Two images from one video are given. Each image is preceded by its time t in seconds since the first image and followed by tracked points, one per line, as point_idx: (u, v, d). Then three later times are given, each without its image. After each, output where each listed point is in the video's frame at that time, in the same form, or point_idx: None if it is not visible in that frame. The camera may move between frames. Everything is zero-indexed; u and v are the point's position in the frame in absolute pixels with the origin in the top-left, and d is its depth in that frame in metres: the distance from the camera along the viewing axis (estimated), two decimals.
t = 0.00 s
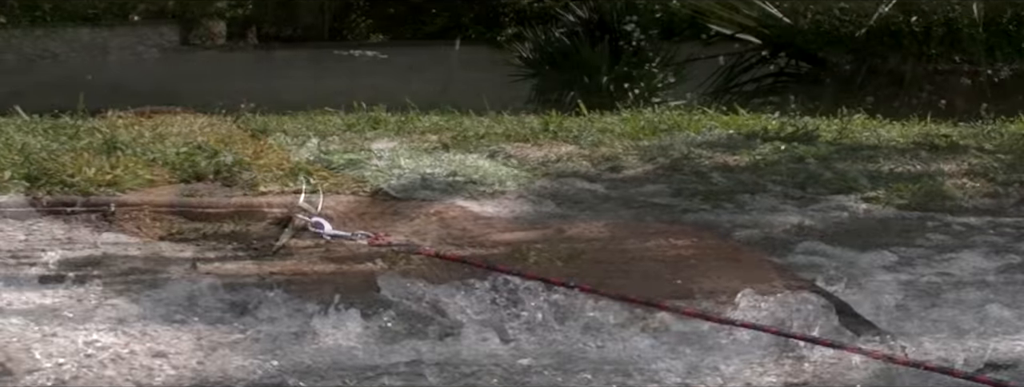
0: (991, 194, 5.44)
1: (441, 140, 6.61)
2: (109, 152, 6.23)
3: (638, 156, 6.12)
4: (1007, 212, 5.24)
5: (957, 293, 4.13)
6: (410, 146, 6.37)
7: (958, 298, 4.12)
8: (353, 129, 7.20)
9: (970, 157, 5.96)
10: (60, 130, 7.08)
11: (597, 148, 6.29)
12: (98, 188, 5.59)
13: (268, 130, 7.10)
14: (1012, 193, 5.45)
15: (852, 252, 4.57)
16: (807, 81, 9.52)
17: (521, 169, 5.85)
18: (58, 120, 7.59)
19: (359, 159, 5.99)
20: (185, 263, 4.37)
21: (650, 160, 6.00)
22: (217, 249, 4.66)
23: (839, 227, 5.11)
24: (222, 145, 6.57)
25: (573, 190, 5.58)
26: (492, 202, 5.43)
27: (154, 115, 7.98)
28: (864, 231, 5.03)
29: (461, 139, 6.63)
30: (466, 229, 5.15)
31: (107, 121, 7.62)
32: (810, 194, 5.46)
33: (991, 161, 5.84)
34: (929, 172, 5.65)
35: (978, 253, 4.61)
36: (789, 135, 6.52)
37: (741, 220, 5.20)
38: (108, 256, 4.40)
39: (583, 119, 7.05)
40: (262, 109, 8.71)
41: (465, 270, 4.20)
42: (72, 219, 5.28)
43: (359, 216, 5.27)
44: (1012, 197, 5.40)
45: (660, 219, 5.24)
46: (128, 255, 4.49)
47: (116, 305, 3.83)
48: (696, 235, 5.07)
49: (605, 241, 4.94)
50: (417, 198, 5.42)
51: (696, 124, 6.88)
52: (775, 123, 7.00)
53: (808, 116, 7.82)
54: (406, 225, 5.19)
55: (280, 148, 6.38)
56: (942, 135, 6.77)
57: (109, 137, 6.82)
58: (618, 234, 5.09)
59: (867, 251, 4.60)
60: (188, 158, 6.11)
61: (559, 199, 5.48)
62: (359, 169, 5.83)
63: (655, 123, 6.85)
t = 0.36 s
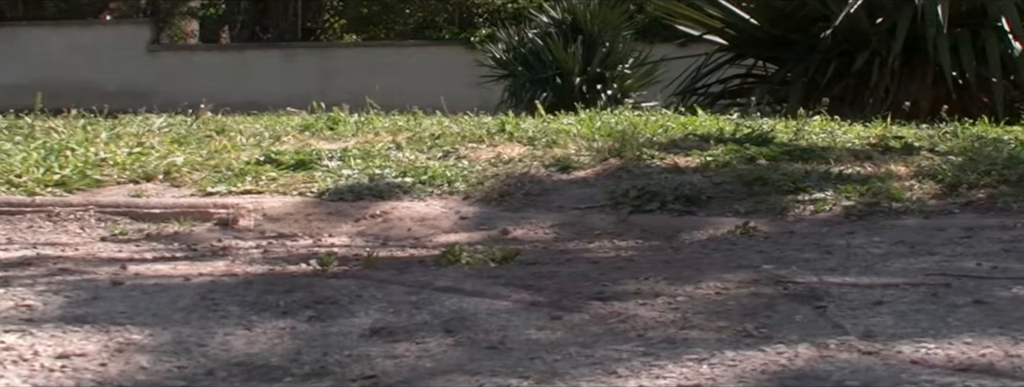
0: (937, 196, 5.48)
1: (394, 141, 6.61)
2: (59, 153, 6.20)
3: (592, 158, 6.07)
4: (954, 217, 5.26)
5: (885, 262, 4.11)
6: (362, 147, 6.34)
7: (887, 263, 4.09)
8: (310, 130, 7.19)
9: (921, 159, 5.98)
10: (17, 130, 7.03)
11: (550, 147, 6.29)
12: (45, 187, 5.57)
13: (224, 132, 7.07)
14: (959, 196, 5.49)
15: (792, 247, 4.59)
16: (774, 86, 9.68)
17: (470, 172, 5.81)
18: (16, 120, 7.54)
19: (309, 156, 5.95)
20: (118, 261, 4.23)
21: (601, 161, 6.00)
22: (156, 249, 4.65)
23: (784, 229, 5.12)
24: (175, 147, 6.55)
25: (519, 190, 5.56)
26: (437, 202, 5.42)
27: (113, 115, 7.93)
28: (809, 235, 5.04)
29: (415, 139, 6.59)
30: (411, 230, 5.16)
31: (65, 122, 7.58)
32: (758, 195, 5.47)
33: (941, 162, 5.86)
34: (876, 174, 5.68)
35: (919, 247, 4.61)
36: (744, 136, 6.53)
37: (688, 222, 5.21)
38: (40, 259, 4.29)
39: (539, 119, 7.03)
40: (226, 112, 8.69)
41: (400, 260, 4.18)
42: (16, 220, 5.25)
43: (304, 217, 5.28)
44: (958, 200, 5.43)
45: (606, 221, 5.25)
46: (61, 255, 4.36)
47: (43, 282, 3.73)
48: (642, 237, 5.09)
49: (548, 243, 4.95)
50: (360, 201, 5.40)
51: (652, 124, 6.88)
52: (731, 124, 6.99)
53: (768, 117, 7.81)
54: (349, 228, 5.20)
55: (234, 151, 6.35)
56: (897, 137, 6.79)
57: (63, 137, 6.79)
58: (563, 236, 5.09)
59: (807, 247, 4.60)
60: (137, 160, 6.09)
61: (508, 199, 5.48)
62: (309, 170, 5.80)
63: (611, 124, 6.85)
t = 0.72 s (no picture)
0: (894, 197, 5.54)
1: (360, 140, 6.61)
2: (20, 152, 6.19)
3: (555, 159, 6.05)
4: (911, 220, 5.30)
5: (832, 264, 4.12)
6: (326, 148, 6.34)
7: (834, 265, 4.10)
8: (278, 130, 7.18)
9: (882, 160, 6.01)
10: None
11: (514, 148, 6.29)
12: (4, 187, 5.56)
13: (191, 132, 7.06)
14: (917, 197, 5.54)
15: (745, 249, 4.61)
16: (748, 88, 9.77)
17: (432, 172, 5.80)
18: None
19: (270, 159, 5.94)
20: (66, 260, 4.23)
21: (564, 161, 6.01)
22: (107, 250, 4.66)
23: (740, 230, 5.14)
24: (140, 147, 6.53)
25: (479, 190, 5.56)
26: (395, 202, 5.42)
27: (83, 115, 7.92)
28: (765, 235, 5.05)
29: (380, 141, 6.60)
30: (368, 230, 5.16)
31: (35, 121, 7.58)
32: (716, 196, 5.49)
33: (902, 163, 5.89)
34: (835, 175, 5.72)
35: (871, 251, 4.64)
36: (708, 137, 6.55)
37: (646, 223, 5.22)
38: None
39: (507, 119, 7.04)
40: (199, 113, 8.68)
41: (348, 261, 4.18)
42: None
43: (262, 217, 5.27)
44: (914, 202, 5.48)
45: (563, 222, 5.26)
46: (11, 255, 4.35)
47: None
48: (599, 238, 5.11)
49: (503, 244, 4.95)
50: (318, 201, 5.39)
51: (619, 125, 6.89)
52: (697, 126, 7.01)
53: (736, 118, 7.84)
54: (307, 228, 5.20)
55: (198, 151, 6.34)
56: (863, 139, 6.79)
57: (28, 137, 6.78)
58: (519, 238, 5.10)
59: (759, 249, 4.62)
60: (100, 160, 6.08)
61: (467, 198, 5.48)
62: (270, 171, 5.80)
63: (577, 124, 6.85)
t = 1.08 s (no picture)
0: (837, 199, 5.57)
1: (311, 140, 6.60)
2: None
3: (503, 160, 6.06)
4: (851, 222, 5.33)
5: (757, 266, 4.13)
6: (277, 147, 6.33)
7: (759, 267, 4.11)
8: (232, 130, 7.13)
9: (829, 162, 6.05)
10: None
11: (463, 148, 6.31)
12: None
13: (144, 131, 7.04)
14: (860, 199, 5.58)
15: (678, 250, 4.62)
16: (711, 88, 9.84)
17: (376, 172, 5.79)
18: None
19: (217, 157, 5.94)
20: None
21: (511, 162, 6.02)
22: (41, 249, 4.65)
23: (679, 232, 5.16)
24: (90, 147, 6.50)
25: (423, 191, 5.55)
26: (338, 202, 5.41)
27: (36, 115, 7.89)
28: (703, 237, 5.08)
29: (331, 141, 6.59)
30: (308, 230, 5.15)
31: None
32: (658, 197, 5.51)
33: (847, 166, 5.92)
34: (778, 176, 5.76)
35: (804, 252, 4.65)
36: (659, 138, 6.57)
37: (587, 224, 5.23)
38: None
39: (459, 118, 7.04)
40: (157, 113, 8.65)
41: (275, 262, 4.18)
42: None
43: (203, 217, 5.26)
44: (855, 204, 5.52)
45: (504, 222, 5.27)
46: None
47: None
48: (538, 239, 5.11)
49: (441, 244, 4.95)
50: (260, 201, 5.38)
51: (571, 126, 6.90)
52: (648, 126, 7.03)
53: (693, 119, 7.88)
54: (247, 228, 5.19)
55: (148, 149, 6.32)
56: (812, 141, 6.90)
57: None
58: (458, 239, 5.10)
59: (692, 251, 4.63)
60: (47, 159, 6.05)
61: (410, 199, 5.48)
62: (214, 170, 5.79)
63: (530, 125, 6.86)
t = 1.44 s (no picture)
0: (789, 200, 5.59)
1: (270, 140, 6.57)
2: None
3: (459, 161, 6.06)
4: (801, 222, 5.35)
5: (696, 267, 4.13)
6: (234, 147, 6.32)
7: (697, 268, 4.11)
8: (193, 130, 7.10)
9: (784, 163, 6.06)
10: None
11: (420, 148, 6.32)
12: None
13: (104, 131, 7.02)
14: (812, 199, 5.58)
15: (623, 252, 4.63)
16: (680, 88, 9.88)
17: (331, 173, 5.79)
18: None
19: (172, 156, 5.93)
20: None
21: (466, 163, 6.02)
22: None
23: (629, 233, 5.17)
24: (47, 147, 6.47)
25: (375, 191, 5.56)
26: (290, 203, 5.41)
27: None
28: (653, 238, 5.09)
29: (289, 141, 6.58)
30: (257, 231, 5.14)
31: None
32: (610, 198, 5.52)
33: (804, 167, 5.93)
34: (731, 177, 5.78)
35: (750, 254, 4.66)
36: (617, 139, 6.59)
37: (537, 225, 5.23)
38: None
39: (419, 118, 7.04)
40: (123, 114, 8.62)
41: (215, 262, 4.17)
42: None
43: (153, 218, 5.25)
44: (807, 205, 5.53)
45: (454, 223, 5.28)
46: None
47: None
48: (487, 241, 5.12)
49: (388, 244, 4.96)
50: (211, 201, 5.38)
51: (531, 127, 6.89)
52: (608, 127, 7.04)
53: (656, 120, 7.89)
54: (197, 228, 5.17)
55: (105, 149, 6.30)
56: (771, 142, 6.92)
57: None
58: (408, 239, 5.10)
59: (636, 252, 4.64)
60: (2, 160, 6.03)
61: (362, 199, 5.48)
62: (168, 170, 5.79)
63: (489, 125, 6.86)
